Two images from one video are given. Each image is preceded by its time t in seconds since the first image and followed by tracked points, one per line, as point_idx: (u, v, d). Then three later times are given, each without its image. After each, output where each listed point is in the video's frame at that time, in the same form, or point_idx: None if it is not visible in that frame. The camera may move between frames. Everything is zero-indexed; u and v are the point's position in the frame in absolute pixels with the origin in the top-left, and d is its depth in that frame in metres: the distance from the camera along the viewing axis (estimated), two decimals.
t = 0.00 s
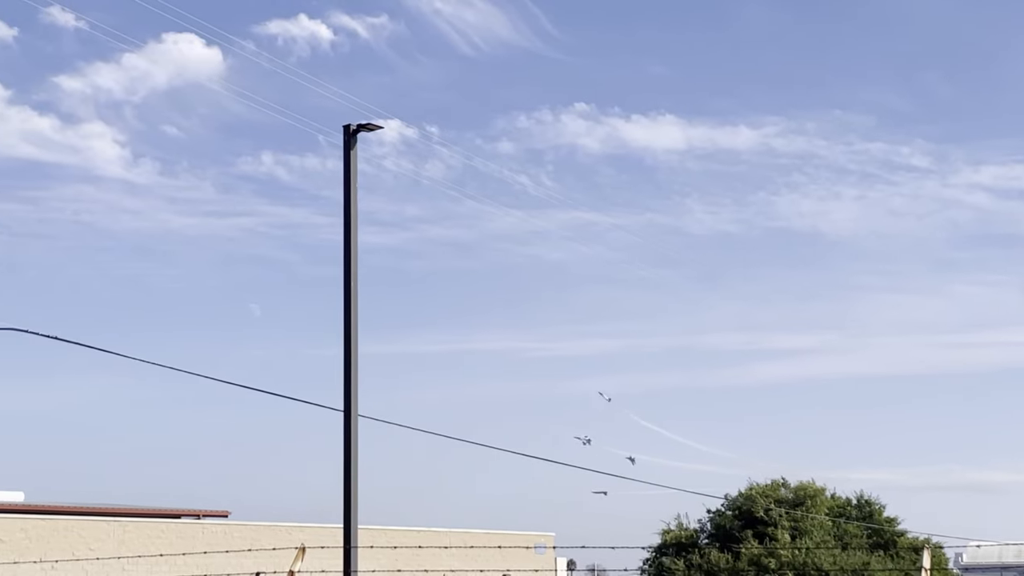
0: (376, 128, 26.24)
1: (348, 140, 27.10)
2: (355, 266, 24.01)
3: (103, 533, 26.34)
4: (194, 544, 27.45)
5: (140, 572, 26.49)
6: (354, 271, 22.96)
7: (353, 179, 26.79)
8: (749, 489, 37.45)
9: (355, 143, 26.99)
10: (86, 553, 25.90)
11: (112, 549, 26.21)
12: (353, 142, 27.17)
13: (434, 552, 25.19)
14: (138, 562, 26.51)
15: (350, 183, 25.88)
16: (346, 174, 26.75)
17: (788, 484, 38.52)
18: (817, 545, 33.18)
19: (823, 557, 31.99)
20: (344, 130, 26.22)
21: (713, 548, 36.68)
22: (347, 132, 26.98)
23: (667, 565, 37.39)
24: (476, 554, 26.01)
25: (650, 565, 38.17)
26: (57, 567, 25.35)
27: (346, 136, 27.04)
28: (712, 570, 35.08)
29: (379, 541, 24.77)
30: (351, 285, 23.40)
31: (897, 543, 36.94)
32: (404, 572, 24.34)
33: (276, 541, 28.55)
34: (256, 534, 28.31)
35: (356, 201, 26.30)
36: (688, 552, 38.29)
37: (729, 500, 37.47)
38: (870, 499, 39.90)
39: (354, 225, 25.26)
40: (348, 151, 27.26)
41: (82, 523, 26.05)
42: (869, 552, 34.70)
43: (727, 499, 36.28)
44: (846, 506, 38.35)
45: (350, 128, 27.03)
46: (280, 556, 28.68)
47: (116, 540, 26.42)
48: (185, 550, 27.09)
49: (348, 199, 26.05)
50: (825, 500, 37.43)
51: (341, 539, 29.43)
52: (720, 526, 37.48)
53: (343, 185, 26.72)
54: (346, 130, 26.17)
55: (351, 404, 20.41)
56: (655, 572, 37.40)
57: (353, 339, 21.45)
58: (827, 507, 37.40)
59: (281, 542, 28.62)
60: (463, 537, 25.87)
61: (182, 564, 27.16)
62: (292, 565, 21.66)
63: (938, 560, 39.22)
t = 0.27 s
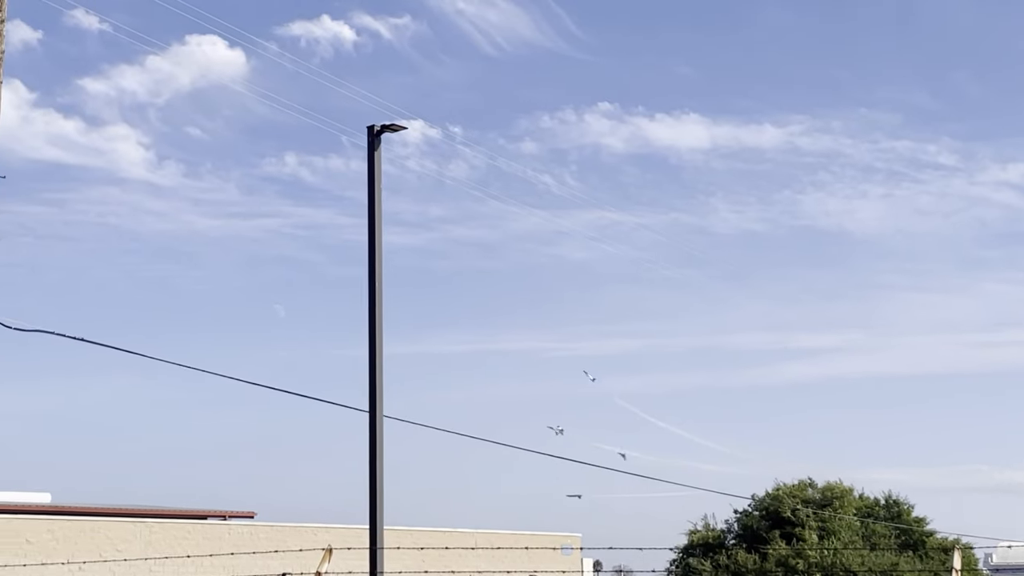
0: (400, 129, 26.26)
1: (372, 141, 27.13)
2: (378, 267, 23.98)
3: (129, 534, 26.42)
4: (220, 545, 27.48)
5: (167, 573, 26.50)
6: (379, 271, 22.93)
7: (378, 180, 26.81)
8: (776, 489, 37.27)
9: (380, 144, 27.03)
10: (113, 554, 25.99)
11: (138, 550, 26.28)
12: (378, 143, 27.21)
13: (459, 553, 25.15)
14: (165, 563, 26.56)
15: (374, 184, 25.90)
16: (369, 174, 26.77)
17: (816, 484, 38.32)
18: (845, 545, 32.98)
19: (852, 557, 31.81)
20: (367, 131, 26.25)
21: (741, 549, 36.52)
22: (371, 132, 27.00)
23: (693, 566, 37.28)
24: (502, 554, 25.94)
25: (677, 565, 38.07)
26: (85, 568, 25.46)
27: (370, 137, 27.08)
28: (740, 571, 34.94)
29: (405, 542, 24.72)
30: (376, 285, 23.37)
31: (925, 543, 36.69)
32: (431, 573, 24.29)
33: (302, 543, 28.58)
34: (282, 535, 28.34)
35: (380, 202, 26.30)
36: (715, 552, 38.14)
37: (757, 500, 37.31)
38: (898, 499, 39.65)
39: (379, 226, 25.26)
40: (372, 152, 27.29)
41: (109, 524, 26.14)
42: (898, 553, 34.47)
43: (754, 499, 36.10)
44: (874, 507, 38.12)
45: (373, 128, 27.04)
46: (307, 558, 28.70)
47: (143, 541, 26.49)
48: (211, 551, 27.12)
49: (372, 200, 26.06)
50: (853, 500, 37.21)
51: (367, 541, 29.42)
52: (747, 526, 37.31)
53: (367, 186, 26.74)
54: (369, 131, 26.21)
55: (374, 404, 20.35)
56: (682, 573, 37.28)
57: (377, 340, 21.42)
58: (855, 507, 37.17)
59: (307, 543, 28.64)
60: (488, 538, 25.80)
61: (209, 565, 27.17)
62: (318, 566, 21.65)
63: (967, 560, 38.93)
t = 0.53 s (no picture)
0: (427, 130, 26.27)
1: (399, 142, 27.17)
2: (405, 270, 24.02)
3: (159, 535, 26.51)
4: (249, 545, 27.52)
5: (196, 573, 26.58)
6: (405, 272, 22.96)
7: (404, 181, 26.85)
8: (806, 489, 37.09)
9: (406, 145, 27.05)
10: (142, 555, 26.08)
11: (167, 551, 26.36)
12: (404, 144, 27.24)
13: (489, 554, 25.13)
14: (193, 563, 26.62)
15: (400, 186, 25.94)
16: (396, 174, 26.84)
17: (845, 483, 38.14)
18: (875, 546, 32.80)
19: (882, 557, 31.65)
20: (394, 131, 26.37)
21: (770, 549, 36.37)
22: (397, 133, 27.08)
23: (723, 566, 37.13)
24: (530, 555, 25.92)
25: (707, 566, 37.94)
26: (114, 569, 25.59)
27: (396, 138, 27.11)
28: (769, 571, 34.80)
29: (434, 543, 24.72)
30: (402, 288, 23.40)
31: (957, 544, 36.43)
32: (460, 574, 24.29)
33: (330, 543, 28.62)
34: (310, 535, 28.40)
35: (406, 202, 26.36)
36: (744, 553, 37.98)
37: (786, 500, 37.13)
38: (928, 498, 39.38)
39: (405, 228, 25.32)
40: (398, 153, 27.35)
41: (138, 525, 26.24)
42: (929, 553, 34.24)
43: (784, 500, 35.93)
44: (904, 506, 37.88)
45: (400, 129, 27.13)
46: (335, 558, 28.73)
47: (171, 542, 26.57)
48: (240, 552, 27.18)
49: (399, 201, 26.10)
50: (883, 500, 37.00)
51: (395, 541, 29.44)
52: (776, 526, 37.13)
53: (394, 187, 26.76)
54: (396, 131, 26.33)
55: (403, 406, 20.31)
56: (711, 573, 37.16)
57: (404, 341, 21.43)
58: (885, 507, 36.95)
59: (335, 544, 28.69)
60: (517, 539, 25.77)
61: (238, 566, 27.22)
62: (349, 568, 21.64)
63: (999, 560, 38.63)
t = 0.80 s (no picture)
0: (453, 130, 26.29)
1: (425, 142, 27.19)
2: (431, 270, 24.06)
3: (188, 535, 26.57)
4: (278, 546, 27.55)
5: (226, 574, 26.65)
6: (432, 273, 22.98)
7: (431, 181, 26.88)
8: (836, 489, 36.88)
9: (433, 145, 27.08)
10: (172, 555, 26.16)
11: (196, 551, 26.42)
12: (430, 144, 27.26)
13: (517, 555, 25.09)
14: (222, 564, 26.67)
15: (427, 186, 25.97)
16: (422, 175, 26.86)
17: (876, 483, 37.95)
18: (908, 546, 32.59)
19: (915, 557, 31.46)
20: (420, 132, 26.46)
21: (801, 549, 36.20)
22: (423, 133, 27.11)
23: (753, 566, 36.97)
24: (560, 555, 25.86)
25: (737, 566, 37.80)
26: (144, 569, 25.70)
27: (422, 139, 27.14)
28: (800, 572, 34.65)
29: (462, 543, 24.65)
30: (430, 290, 23.43)
31: (990, 544, 36.16)
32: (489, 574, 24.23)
33: (358, 544, 28.64)
34: (338, 536, 28.43)
35: (432, 202, 26.39)
36: (775, 554, 37.80)
37: (816, 501, 36.95)
38: (960, 498, 39.12)
39: (432, 229, 25.32)
40: (424, 154, 27.36)
41: (168, 526, 26.33)
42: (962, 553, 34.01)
43: (814, 499, 35.74)
44: (936, 506, 37.62)
45: (426, 130, 27.15)
46: (363, 559, 28.73)
47: (201, 543, 26.61)
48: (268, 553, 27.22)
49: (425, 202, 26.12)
50: (915, 500, 36.79)
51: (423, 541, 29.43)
52: (806, 526, 36.94)
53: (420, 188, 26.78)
54: (422, 131, 26.40)
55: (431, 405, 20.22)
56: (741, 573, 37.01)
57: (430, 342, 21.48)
58: (917, 507, 36.73)
59: (362, 544, 28.72)
60: (545, 540, 25.70)
61: (266, 567, 27.25)
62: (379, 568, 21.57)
63: None
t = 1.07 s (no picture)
0: (480, 130, 26.29)
1: (451, 143, 27.19)
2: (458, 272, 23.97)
3: (218, 537, 26.64)
4: (307, 547, 27.59)
5: None
6: (459, 272, 22.94)
7: (457, 181, 26.86)
8: (868, 490, 36.65)
9: (459, 145, 27.09)
10: (201, 556, 26.23)
11: (226, 553, 26.48)
12: (456, 145, 27.26)
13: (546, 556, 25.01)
14: (252, 566, 26.72)
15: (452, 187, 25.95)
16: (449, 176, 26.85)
17: (907, 483, 37.72)
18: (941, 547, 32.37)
19: (948, 559, 31.25)
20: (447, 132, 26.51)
21: (832, 550, 35.99)
22: (451, 134, 27.11)
23: (783, 567, 36.76)
24: (588, 557, 25.78)
25: (767, 567, 37.62)
26: (175, 570, 25.78)
27: (448, 139, 27.14)
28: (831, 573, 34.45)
29: (491, 544, 24.54)
30: (458, 290, 23.39)
31: None
32: None
33: (387, 545, 28.66)
34: (367, 537, 28.46)
35: (459, 203, 26.37)
36: (806, 554, 37.58)
37: (847, 501, 36.72)
38: (993, 499, 38.83)
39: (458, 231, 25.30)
40: (452, 154, 27.35)
41: (198, 527, 26.41)
42: (996, 554, 33.75)
43: (845, 500, 35.51)
44: (968, 506, 37.34)
45: (453, 130, 27.15)
46: (392, 560, 28.74)
47: (230, 544, 26.67)
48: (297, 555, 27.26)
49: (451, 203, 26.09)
50: (947, 500, 36.56)
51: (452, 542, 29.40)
52: (837, 527, 36.71)
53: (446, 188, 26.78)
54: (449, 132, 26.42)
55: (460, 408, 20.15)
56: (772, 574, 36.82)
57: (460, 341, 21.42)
58: (949, 507, 36.49)
59: (391, 545, 28.72)
60: (573, 540, 25.60)
61: (295, 568, 27.29)
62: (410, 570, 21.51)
63: None
